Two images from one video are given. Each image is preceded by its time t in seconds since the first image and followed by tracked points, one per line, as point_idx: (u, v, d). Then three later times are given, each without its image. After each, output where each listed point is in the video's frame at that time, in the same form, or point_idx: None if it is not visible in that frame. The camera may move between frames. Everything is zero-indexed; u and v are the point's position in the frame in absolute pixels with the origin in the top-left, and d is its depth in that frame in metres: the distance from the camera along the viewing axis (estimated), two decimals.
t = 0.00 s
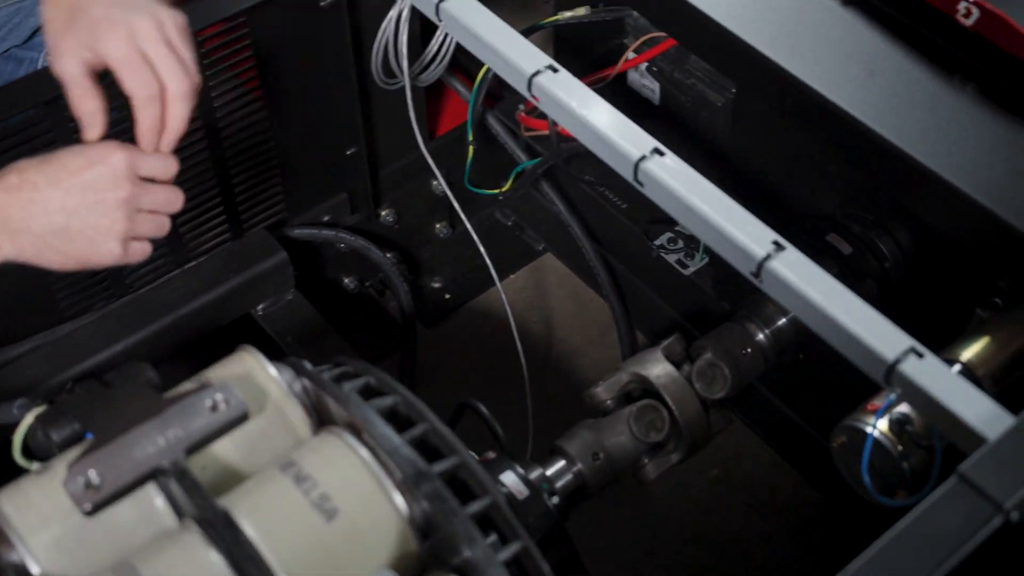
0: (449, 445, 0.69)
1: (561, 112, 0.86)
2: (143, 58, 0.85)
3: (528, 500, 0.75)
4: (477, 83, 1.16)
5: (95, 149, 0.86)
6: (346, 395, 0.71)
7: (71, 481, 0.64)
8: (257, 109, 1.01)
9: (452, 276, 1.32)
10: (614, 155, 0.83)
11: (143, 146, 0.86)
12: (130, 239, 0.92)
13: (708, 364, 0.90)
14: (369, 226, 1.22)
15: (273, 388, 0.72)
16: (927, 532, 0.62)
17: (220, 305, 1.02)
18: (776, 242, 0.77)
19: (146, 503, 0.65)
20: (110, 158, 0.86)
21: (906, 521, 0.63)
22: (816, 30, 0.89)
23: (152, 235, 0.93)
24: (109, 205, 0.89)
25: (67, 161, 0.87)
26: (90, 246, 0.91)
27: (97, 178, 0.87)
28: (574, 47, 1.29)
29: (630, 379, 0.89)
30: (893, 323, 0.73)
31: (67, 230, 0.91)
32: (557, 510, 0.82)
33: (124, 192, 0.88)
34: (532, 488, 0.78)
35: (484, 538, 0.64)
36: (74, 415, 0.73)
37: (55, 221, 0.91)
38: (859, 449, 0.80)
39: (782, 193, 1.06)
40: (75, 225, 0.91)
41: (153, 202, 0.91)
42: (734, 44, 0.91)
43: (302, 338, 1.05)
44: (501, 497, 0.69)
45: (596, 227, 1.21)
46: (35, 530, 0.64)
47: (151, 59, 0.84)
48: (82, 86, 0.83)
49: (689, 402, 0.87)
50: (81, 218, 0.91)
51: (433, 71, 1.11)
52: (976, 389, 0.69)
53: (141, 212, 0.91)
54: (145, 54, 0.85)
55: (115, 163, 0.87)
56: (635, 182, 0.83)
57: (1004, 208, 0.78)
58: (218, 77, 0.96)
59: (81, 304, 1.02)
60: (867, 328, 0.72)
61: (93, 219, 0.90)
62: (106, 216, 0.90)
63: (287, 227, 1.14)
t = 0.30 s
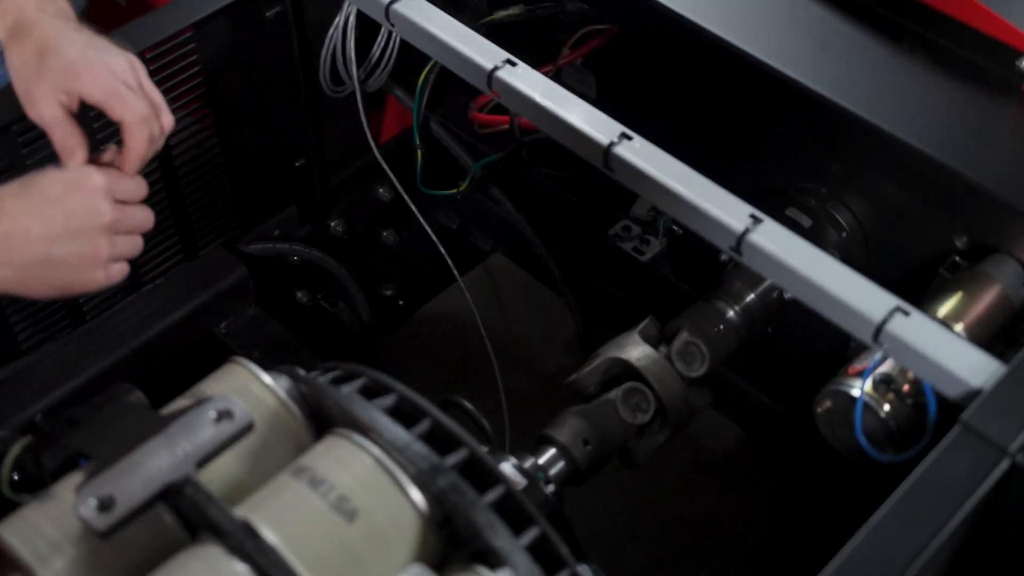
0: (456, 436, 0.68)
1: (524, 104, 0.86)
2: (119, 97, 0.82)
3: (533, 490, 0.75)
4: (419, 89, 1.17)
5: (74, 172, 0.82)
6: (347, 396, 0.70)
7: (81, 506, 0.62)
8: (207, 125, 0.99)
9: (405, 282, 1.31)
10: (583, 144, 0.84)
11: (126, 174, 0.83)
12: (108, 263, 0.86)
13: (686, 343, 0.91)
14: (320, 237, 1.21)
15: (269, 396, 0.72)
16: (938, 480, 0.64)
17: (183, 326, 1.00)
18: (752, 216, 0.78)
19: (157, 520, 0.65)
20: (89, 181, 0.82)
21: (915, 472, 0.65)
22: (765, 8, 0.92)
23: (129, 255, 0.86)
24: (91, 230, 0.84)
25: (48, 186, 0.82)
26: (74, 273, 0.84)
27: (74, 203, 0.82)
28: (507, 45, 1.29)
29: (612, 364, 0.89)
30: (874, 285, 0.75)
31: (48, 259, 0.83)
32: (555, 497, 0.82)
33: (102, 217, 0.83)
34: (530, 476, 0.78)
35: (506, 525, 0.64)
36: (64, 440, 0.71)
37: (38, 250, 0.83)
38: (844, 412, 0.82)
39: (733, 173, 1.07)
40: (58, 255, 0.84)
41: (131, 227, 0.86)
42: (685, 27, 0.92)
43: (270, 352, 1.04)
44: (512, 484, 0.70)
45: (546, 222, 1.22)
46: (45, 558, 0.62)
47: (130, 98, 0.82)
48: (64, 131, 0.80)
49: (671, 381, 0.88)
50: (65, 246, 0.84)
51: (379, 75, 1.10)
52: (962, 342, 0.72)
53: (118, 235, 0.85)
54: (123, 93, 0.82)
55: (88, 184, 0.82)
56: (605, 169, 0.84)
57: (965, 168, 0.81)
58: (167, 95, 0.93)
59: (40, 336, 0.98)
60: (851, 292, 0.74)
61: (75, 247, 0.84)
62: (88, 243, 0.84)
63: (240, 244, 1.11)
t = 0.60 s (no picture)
0: (473, 424, 0.69)
1: (490, 97, 0.86)
2: (95, 115, 0.72)
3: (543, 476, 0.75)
4: (356, 97, 1.14)
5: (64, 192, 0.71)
6: (360, 392, 0.70)
7: (113, 519, 0.62)
8: (158, 142, 0.95)
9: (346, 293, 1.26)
10: (553, 132, 0.85)
11: (116, 189, 0.74)
12: (103, 282, 0.75)
13: (662, 322, 0.92)
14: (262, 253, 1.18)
15: (280, 399, 0.71)
16: (951, 421, 0.67)
17: (145, 349, 0.97)
18: (729, 189, 0.80)
19: (183, 532, 0.65)
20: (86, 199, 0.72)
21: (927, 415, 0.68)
22: None
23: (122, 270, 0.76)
24: (92, 248, 0.72)
25: (40, 211, 0.70)
26: (76, 299, 0.72)
27: (69, 224, 0.71)
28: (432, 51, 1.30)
29: (592, 348, 0.90)
30: (855, 247, 0.77)
31: (46, 288, 0.71)
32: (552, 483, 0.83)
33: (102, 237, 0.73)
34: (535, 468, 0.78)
35: (534, 505, 0.66)
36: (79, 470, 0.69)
37: (31, 278, 0.70)
38: (824, 374, 0.85)
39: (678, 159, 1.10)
40: (54, 279, 0.71)
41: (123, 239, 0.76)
42: (637, 14, 0.95)
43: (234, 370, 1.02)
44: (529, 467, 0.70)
45: (490, 222, 1.23)
46: None
47: (108, 115, 0.72)
48: (44, 157, 0.72)
49: (653, 360, 0.89)
50: (62, 269, 0.72)
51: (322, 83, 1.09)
52: (947, 295, 0.74)
53: (114, 250, 0.75)
54: (95, 106, 0.71)
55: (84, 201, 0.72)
56: (577, 155, 0.85)
57: (924, 131, 0.85)
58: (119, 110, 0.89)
59: None
60: (833, 257, 0.76)
61: (74, 270, 0.72)
62: (88, 263, 0.73)
63: (189, 262, 1.07)
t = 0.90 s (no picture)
0: (485, 415, 0.71)
1: (456, 94, 0.89)
2: (77, 135, 0.76)
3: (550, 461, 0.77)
4: (301, 109, 1.12)
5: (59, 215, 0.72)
6: (371, 394, 0.72)
7: (148, 538, 0.62)
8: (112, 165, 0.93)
9: (299, 308, 1.27)
10: (522, 124, 0.87)
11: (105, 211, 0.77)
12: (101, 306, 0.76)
13: (637, 304, 0.94)
14: (217, 273, 1.16)
15: (291, 406, 0.72)
16: (946, 368, 0.70)
17: (119, 375, 0.96)
18: (702, 165, 0.82)
19: (211, 548, 0.65)
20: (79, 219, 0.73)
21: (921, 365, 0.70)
22: None
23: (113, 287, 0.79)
24: (87, 269, 0.74)
25: (34, 236, 0.71)
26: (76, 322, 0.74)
27: (65, 246, 0.72)
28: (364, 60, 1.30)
29: (574, 336, 0.91)
30: (828, 213, 0.80)
31: (49, 314, 0.72)
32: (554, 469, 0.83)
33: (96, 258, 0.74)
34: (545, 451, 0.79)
35: (555, 487, 0.68)
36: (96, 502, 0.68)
37: (36, 305, 0.72)
38: (801, 340, 0.88)
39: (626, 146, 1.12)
40: (55, 305, 0.73)
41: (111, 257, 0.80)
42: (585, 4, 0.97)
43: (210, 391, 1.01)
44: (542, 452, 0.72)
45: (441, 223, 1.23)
46: None
47: (89, 134, 0.76)
48: (29, 184, 0.73)
49: (632, 344, 0.91)
50: (59, 294, 0.73)
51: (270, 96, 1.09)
52: (921, 251, 0.77)
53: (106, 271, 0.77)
54: (79, 127, 0.76)
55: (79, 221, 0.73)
56: (547, 145, 0.87)
57: (876, 96, 0.88)
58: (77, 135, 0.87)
59: None
60: (809, 223, 0.79)
61: (72, 293, 0.73)
62: (85, 285, 0.74)
63: (150, 286, 1.06)
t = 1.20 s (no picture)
0: (491, 416, 0.71)
1: (419, 100, 0.90)
2: (50, 171, 0.75)
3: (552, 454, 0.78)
4: (251, 124, 1.12)
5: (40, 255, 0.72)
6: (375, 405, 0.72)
7: (174, 569, 0.62)
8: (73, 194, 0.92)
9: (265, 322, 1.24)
10: (490, 126, 0.88)
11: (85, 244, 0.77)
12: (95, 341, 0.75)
13: (612, 291, 0.95)
14: (180, 295, 1.15)
15: (296, 424, 0.72)
16: (931, 331, 0.72)
17: (99, 407, 0.95)
18: (672, 153, 0.85)
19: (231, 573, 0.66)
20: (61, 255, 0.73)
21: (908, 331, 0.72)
22: None
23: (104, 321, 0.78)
24: (78, 304, 0.73)
25: (19, 277, 0.70)
26: (73, 359, 0.72)
27: (53, 282, 0.72)
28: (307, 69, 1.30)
29: (555, 329, 0.92)
30: (798, 189, 0.82)
31: (45, 352, 0.71)
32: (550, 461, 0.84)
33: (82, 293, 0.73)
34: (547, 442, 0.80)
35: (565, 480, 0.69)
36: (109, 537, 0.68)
37: (31, 345, 0.70)
38: (778, 314, 0.90)
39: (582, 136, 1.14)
40: (50, 343, 0.71)
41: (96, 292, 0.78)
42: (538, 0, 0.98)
43: (192, 414, 1.00)
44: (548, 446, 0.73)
45: (397, 227, 1.23)
46: None
47: (62, 169, 0.76)
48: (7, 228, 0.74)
49: (613, 330, 0.92)
50: (53, 332, 0.71)
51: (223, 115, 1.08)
52: (893, 219, 0.80)
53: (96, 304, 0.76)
54: (50, 162, 0.75)
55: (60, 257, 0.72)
56: (517, 144, 0.88)
57: (834, 72, 0.90)
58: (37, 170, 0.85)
59: None
60: (782, 200, 0.81)
61: (66, 330, 0.72)
62: (78, 320, 0.73)
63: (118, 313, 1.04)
